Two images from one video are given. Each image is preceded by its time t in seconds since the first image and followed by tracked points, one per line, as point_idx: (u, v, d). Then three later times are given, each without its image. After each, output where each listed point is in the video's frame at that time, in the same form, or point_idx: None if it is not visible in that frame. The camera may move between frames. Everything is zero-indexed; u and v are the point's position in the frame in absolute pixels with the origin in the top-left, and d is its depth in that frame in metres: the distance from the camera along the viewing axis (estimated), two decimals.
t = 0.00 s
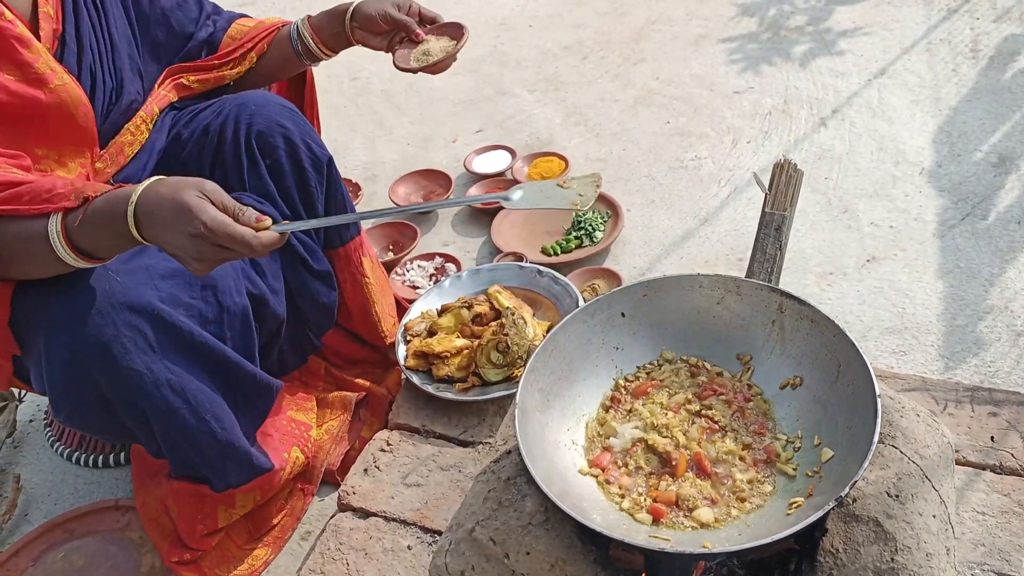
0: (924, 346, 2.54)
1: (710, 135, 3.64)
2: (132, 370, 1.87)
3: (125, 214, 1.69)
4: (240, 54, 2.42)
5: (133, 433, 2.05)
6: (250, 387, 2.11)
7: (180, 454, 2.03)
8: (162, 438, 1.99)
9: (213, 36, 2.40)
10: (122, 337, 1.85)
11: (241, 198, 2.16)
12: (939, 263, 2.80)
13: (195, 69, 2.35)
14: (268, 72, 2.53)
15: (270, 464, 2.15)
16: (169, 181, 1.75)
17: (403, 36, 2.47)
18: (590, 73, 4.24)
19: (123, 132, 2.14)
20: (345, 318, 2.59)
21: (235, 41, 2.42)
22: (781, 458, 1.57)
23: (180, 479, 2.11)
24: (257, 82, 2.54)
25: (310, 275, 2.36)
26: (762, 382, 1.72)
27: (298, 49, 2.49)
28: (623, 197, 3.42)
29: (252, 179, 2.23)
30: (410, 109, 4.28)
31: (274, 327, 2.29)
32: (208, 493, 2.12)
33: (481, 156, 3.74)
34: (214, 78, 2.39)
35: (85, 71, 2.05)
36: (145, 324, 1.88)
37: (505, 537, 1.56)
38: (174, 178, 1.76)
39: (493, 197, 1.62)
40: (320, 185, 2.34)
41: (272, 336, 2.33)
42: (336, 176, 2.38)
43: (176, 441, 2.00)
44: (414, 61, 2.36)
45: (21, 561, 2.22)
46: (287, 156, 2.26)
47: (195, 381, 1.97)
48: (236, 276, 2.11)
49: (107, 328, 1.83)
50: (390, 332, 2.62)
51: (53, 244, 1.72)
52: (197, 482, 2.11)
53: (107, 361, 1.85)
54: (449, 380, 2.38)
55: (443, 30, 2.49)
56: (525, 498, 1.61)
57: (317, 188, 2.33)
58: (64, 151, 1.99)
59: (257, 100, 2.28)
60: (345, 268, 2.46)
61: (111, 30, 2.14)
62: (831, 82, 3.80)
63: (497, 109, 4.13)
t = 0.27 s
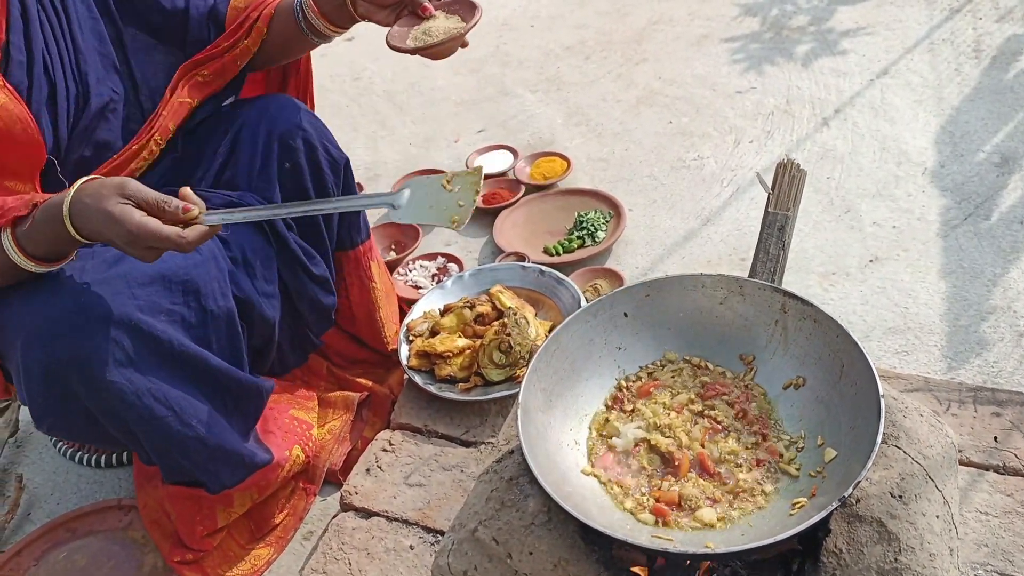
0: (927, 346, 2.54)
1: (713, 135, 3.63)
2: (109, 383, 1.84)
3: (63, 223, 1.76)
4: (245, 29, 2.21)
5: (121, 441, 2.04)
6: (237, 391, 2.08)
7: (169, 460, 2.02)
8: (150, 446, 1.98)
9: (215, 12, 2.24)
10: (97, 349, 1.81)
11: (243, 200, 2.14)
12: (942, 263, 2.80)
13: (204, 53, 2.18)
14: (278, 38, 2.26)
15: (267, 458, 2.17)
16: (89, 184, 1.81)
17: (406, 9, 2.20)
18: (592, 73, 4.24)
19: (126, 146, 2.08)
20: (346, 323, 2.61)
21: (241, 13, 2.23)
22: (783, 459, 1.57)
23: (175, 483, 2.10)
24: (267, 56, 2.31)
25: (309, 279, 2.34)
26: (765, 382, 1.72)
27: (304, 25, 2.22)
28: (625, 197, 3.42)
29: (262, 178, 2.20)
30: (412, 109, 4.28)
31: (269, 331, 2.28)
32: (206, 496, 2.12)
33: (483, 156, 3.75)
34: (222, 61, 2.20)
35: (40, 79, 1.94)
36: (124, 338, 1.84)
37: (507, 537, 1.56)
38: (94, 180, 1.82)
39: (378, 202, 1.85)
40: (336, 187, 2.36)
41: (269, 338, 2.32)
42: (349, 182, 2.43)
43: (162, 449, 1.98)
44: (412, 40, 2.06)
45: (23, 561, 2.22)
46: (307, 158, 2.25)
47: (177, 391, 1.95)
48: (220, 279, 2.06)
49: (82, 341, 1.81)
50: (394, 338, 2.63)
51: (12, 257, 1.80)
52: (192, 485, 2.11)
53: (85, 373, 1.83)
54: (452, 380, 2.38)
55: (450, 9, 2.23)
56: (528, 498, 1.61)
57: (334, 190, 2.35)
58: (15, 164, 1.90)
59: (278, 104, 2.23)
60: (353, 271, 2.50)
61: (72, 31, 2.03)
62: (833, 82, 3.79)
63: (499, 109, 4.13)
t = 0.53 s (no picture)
0: (931, 347, 2.53)
1: (716, 135, 3.63)
2: (111, 387, 1.84)
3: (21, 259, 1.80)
4: (234, 26, 1.99)
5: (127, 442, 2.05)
6: (242, 386, 2.06)
7: (175, 461, 2.02)
8: (155, 447, 1.98)
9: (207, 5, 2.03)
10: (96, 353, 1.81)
11: (254, 193, 2.16)
12: (946, 263, 2.79)
13: (188, 54, 1.99)
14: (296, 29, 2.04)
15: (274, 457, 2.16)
16: (54, 224, 1.82)
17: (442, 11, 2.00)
18: (595, 73, 4.23)
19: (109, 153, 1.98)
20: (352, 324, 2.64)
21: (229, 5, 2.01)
22: (788, 460, 1.56)
23: (181, 482, 2.11)
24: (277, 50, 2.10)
25: (315, 277, 2.32)
26: (769, 383, 1.71)
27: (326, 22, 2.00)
28: (628, 197, 3.41)
29: (282, 175, 2.22)
30: (415, 109, 4.27)
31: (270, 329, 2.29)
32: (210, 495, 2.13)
33: (486, 156, 3.74)
34: (205, 67, 1.99)
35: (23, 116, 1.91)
36: (124, 337, 1.85)
37: (511, 538, 1.56)
38: (59, 221, 1.82)
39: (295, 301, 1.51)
40: (360, 193, 2.39)
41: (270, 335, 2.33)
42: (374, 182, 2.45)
43: (168, 450, 1.99)
44: (443, 38, 1.76)
45: (27, 561, 2.23)
46: (333, 162, 2.28)
47: (180, 388, 1.94)
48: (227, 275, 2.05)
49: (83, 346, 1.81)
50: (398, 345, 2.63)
51: None
52: (197, 485, 2.12)
53: (86, 378, 1.83)
54: (455, 381, 2.37)
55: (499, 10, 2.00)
56: (532, 499, 1.61)
57: (357, 197, 2.37)
58: None
59: (304, 109, 2.29)
60: (362, 271, 2.55)
61: (57, 45, 1.97)
62: (837, 82, 3.79)
63: (502, 109, 4.12)
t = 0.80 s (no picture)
0: (936, 349, 2.52)
1: (719, 136, 3.62)
2: (117, 395, 1.84)
3: (27, 289, 1.83)
4: (228, 52, 2.01)
5: (135, 447, 2.06)
6: (248, 392, 2.06)
7: (182, 465, 2.02)
8: (162, 451, 1.99)
9: (208, 27, 2.02)
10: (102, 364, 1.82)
11: (263, 200, 2.14)
12: (951, 265, 2.78)
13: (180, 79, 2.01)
14: (307, 54, 2.05)
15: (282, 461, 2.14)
16: (62, 259, 1.83)
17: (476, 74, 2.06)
18: (598, 73, 4.23)
19: (103, 175, 2.00)
20: (358, 326, 2.59)
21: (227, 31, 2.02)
22: (794, 464, 1.56)
23: (187, 484, 2.10)
24: (287, 74, 2.10)
25: (322, 284, 2.33)
26: (774, 386, 1.71)
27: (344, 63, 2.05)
28: (631, 198, 3.41)
29: (294, 183, 2.20)
30: (418, 110, 4.27)
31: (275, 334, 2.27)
32: (216, 499, 2.11)
33: (489, 157, 3.74)
34: (198, 92, 2.01)
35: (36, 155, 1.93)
36: (131, 347, 1.85)
37: (516, 542, 1.56)
38: (66, 255, 1.83)
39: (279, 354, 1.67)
40: (371, 199, 2.37)
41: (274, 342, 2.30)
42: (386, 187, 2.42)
43: (175, 456, 1.99)
44: (488, 124, 1.96)
45: (30, 562, 2.23)
46: (346, 170, 2.27)
47: (189, 397, 1.93)
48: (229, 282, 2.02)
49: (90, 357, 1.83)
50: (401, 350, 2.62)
51: None
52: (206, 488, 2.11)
53: (92, 389, 1.83)
54: (458, 382, 2.37)
55: (534, 77, 2.09)
56: (537, 502, 1.61)
57: (369, 203, 2.36)
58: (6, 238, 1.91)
59: (317, 117, 2.27)
60: (372, 278, 2.51)
61: (68, 74, 1.98)
62: (840, 83, 3.78)
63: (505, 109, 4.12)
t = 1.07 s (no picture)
0: (939, 348, 2.51)
1: (722, 135, 3.61)
2: (116, 394, 1.83)
3: (25, 289, 1.82)
4: (246, 70, 1.95)
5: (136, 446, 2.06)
6: (246, 394, 2.05)
7: (184, 465, 2.02)
8: (162, 451, 1.99)
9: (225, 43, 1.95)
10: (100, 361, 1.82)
11: (266, 205, 2.16)
12: (955, 264, 2.77)
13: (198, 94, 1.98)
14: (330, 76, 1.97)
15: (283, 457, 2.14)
16: (55, 253, 1.81)
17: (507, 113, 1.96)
18: (601, 72, 4.22)
19: (112, 187, 1.99)
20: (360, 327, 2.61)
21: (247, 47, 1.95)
22: (797, 463, 1.55)
23: (189, 482, 2.10)
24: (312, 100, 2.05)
25: (326, 289, 2.33)
26: (777, 385, 1.70)
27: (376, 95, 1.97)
28: (633, 197, 3.40)
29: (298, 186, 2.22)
30: (420, 109, 4.27)
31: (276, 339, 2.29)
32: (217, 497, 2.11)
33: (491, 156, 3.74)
34: (213, 110, 1.97)
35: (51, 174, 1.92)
36: (130, 346, 1.84)
37: (518, 540, 1.55)
38: (60, 249, 1.81)
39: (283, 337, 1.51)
40: (374, 201, 2.36)
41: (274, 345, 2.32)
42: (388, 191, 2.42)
43: (176, 456, 1.99)
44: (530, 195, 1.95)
45: (31, 561, 2.23)
46: (348, 173, 2.27)
47: (189, 397, 1.93)
48: (229, 284, 2.01)
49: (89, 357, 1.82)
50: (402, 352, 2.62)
51: None
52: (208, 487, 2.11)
53: (93, 389, 1.82)
54: (460, 381, 2.36)
55: (569, 112, 1.99)
56: (539, 501, 1.60)
57: (371, 205, 2.35)
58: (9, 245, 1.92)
59: (319, 120, 2.28)
60: (375, 280, 2.52)
61: (82, 90, 1.94)
62: (843, 81, 3.77)
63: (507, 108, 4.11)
